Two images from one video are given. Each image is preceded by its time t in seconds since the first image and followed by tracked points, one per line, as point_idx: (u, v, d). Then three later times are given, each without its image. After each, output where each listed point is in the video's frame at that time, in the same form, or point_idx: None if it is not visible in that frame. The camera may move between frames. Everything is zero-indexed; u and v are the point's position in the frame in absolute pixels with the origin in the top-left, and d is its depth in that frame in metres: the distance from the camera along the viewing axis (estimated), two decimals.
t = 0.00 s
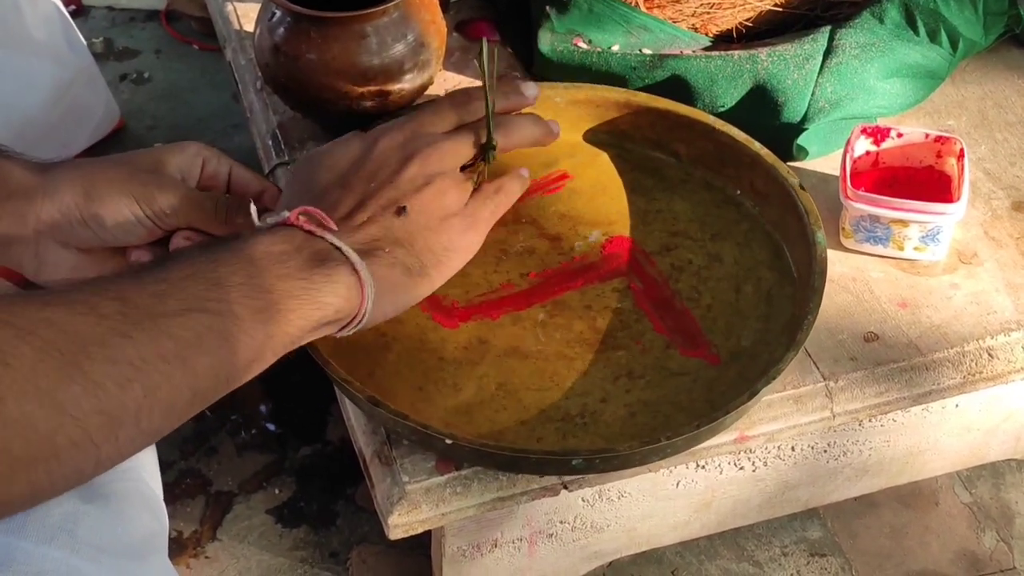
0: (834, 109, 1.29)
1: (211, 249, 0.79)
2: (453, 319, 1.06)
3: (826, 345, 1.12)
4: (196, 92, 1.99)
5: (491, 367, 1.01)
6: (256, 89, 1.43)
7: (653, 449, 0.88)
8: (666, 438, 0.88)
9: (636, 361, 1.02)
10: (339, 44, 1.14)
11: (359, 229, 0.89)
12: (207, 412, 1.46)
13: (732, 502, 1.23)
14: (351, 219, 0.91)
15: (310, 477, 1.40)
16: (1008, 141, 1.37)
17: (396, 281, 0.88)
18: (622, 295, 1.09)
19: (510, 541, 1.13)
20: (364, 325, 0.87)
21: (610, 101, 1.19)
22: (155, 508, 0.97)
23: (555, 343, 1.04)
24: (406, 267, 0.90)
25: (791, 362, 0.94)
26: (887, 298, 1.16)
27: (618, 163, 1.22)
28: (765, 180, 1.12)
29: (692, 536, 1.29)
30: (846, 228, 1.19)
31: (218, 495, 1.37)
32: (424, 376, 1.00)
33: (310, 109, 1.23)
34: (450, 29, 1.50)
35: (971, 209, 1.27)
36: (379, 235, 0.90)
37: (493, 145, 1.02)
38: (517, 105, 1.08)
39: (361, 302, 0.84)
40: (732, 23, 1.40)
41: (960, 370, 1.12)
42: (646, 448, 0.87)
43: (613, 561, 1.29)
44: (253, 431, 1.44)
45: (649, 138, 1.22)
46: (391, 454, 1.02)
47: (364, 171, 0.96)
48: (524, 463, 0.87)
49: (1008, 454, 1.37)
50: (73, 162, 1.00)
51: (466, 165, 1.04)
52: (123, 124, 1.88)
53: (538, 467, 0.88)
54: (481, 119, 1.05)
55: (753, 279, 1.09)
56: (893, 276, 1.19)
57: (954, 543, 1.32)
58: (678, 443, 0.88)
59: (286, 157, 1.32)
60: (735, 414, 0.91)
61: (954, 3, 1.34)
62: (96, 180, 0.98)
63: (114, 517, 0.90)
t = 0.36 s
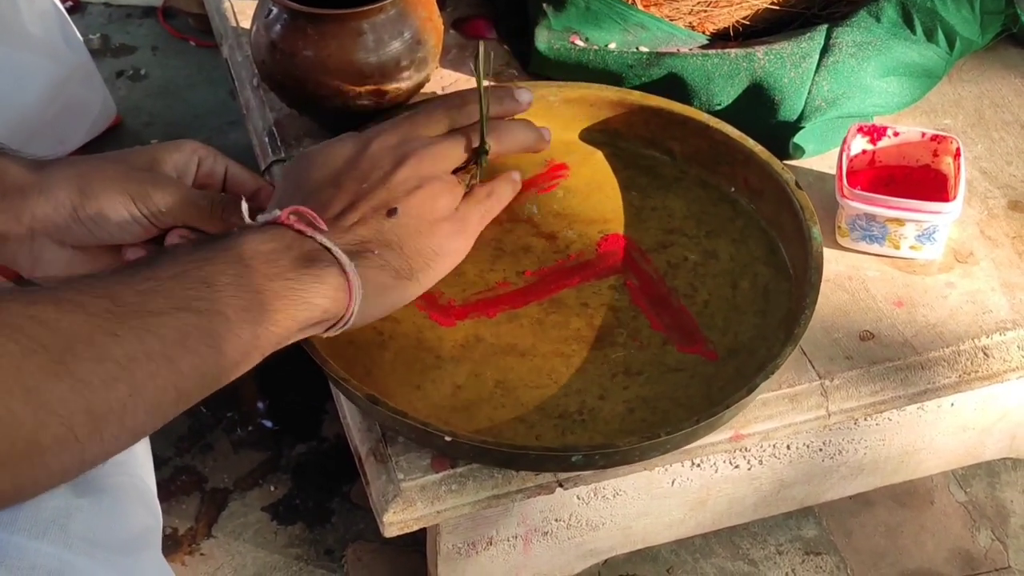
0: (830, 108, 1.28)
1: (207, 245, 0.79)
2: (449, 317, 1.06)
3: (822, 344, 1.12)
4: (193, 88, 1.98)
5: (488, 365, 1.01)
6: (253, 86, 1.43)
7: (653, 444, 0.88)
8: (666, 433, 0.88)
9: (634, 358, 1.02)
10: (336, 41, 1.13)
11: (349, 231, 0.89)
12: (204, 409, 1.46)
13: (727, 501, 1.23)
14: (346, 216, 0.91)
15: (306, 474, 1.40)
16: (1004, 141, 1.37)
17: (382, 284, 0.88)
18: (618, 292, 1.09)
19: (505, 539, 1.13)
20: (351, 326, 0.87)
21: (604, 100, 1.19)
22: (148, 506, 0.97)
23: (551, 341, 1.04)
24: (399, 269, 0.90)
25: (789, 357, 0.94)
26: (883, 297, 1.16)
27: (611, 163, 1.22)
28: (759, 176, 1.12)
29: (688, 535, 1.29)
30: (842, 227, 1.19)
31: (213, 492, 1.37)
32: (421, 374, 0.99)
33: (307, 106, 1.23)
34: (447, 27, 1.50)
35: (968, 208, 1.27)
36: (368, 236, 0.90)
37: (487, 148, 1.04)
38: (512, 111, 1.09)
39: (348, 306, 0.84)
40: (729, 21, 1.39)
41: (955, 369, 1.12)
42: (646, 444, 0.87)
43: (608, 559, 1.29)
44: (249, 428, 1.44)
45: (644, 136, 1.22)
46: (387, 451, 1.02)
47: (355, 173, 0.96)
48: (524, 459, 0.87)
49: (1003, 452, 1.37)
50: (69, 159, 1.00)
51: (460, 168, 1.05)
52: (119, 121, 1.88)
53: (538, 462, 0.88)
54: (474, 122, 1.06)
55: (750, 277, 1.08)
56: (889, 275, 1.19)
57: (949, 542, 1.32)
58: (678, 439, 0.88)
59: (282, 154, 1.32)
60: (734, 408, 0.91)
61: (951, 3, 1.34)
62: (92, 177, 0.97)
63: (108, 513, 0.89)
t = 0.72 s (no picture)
0: (829, 110, 1.29)
1: (219, 223, 0.78)
2: (447, 318, 1.06)
3: (820, 346, 1.12)
4: (191, 88, 1.98)
5: (485, 367, 1.01)
6: (251, 87, 1.43)
7: (648, 447, 0.88)
8: (661, 437, 0.88)
9: (631, 360, 1.02)
10: (335, 42, 1.13)
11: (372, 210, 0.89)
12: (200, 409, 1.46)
13: (725, 503, 1.23)
14: (368, 197, 0.92)
15: (303, 475, 1.39)
16: (1003, 143, 1.37)
17: (399, 263, 0.87)
18: (616, 295, 1.09)
19: (502, 541, 1.13)
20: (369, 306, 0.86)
21: (604, 101, 1.19)
22: (144, 507, 0.96)
23: (548, 343, 1.04)
24: (417, 253, 0.89)
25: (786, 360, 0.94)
26: (881, 299, 1.16)
27: (611, 163, 1.22)
28: (759, 179, 1.12)
29: (686, 536, 1.28)
30: (840, 228, 1.19)
31: (210, 493, 1.37)
32: (418, 376, 0.99)
33: (305, 106, 1.22)
34: (445, 28, 1.50)
35: (966, 211, 1.27)
36: (392, 215, 0.89)
37: (515, 136, 1.01)
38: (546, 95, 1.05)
39: (365, 284, 0.83)
40: (728, 22, 1.39)
41: (954, 371, 1.12)
42: (641, 447, 0.87)
43: (606, 561, 1.29)
44: (247, 429, 1.43)
45: (642, 138, 1.22)
46: (384, 453, 1.02)
47: (383, 153, 0.98)
48: (520, 462, 0.87)
49: (1001, 455, 1.37)
50: (66, 158, 1.00)
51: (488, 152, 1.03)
52: (116, 120, 1.87)
53: (533, 465, 0.87)
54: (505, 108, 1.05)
55: (748, 279, 1.08)
56: (888, 277, 1.19)
57: (947, 544, 1.32)
58: (674, 442, 0.88)
59: (280, 155, 1.32)
60: (730, 412, 0.90)
61: (950, 5, 1.34)
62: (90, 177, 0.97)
63: (103, 514, 0.89)
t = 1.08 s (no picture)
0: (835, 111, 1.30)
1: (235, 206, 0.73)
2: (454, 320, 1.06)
3: (827, 348, 1.12)
4: (197, 90, 1.98)
5: (491, 369, 1.01)
6: (257, 88, 1.43)
7: (651, 454, 0.88)
8: (664, 442, 0.88)
9: (636, 364, 1.02)
10: (341, 43, 1.14)
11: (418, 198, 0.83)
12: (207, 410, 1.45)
13: (731, 504, 1.23)
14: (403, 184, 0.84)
15: (308, 475, 1.40)
16: (1007, 145, 1.38)
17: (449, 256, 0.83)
18: (623, 298, 1.09)
19: (509, 541, 1.13)
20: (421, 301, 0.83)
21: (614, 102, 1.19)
22: (156, 508, 0.96)
23: (554, 345, 1.04)
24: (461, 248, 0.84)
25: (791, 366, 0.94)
26: (887, 301, 1.16)
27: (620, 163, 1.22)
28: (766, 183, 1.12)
29: (691, 538, 1.29)
30: (846, 231, 1.20)
31: (217, 493, 1.37)
32: (424, 377, 0.99)
33: (311, 107, 1.23)
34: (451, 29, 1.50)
35: (972, 213, 1.27)
36: (709, 159, 0.87)
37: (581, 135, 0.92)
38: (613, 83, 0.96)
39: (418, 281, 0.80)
40: (734, 25, 1.39)
41: (959, 373, 1.12)
42: (644, 453, 0.87)
43: (611, 562, 1.29)
44: (253, 429, 1.43)
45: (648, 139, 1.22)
46: (391, 454, 1.02)
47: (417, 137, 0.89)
48: (524, 466, 0.87)
49: (1007, 457, 1.37)
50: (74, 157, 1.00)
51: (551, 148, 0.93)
52: (121, 122, 1.88)
53: (537, 469, 0.88)
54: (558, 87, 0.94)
55: (754, 283, 1.08)
56: (894, 279, 1.19)
57: (952, 546, 1.32)
58: (677, 447, 0.88)
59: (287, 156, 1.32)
60: (734, 418, 0.90)
61: (956, 7, 1.34)
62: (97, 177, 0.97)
63: (115, 516, 0.89)
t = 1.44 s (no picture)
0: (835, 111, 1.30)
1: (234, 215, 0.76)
2: (453, 319, 1.06)
3: (826, 347, 1.12)
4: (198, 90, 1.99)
5: (490, 369, 1.02)
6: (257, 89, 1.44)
7: (647, 452, 0.88)
8: (660, 441, 0.88)
9: (633, 363, 1.03)
10: (342, 43, 1.14)
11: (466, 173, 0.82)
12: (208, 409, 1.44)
13: (730, 503, 1.23)
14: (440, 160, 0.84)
15: (309, 474, 1.40)
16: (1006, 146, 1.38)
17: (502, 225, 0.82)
18: (623, 298, 1.10)
19: (508, 540, 1.13)
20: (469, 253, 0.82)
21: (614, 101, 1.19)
22: (159, 506, 0.96)
23: (552, 344, 1.05)
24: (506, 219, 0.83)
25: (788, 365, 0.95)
26: (886, 300, 1.17)
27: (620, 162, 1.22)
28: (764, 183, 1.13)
29: (690, 536, 1.29)
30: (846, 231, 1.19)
31: (218, 492, 1.38)
32: (423, 376, 1.00)
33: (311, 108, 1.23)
34: (451, 29, 1.51)
35: (971, 213, 1.27)
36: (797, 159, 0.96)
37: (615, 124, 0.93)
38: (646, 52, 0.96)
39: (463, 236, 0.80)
40: (733, 25, 1.40)
41: (957, 372, 1.12)
42: (641, 451, 0.87)
43: (611, 560, 1.29)
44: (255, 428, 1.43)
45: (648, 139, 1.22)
46: (391, 452, 1.03)
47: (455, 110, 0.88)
48: (520, 465, 0.88)
49: (1005, 456, 1.37)
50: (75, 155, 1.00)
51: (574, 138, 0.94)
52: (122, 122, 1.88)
53: (534, 468, 0.88)
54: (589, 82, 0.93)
55: (753, 281, 1.08)
56: (892, 279, 1.19)
57: (951, 545, 1.32)
58: (673, 446, 0.89)
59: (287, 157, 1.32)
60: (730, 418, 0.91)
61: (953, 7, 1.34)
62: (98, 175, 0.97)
63: (119, 514, 0.90)
